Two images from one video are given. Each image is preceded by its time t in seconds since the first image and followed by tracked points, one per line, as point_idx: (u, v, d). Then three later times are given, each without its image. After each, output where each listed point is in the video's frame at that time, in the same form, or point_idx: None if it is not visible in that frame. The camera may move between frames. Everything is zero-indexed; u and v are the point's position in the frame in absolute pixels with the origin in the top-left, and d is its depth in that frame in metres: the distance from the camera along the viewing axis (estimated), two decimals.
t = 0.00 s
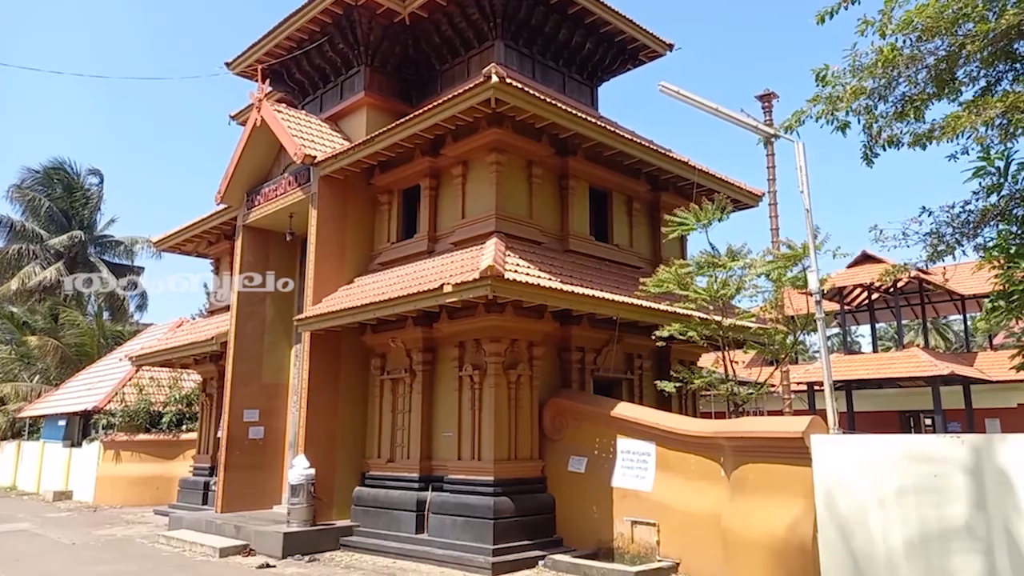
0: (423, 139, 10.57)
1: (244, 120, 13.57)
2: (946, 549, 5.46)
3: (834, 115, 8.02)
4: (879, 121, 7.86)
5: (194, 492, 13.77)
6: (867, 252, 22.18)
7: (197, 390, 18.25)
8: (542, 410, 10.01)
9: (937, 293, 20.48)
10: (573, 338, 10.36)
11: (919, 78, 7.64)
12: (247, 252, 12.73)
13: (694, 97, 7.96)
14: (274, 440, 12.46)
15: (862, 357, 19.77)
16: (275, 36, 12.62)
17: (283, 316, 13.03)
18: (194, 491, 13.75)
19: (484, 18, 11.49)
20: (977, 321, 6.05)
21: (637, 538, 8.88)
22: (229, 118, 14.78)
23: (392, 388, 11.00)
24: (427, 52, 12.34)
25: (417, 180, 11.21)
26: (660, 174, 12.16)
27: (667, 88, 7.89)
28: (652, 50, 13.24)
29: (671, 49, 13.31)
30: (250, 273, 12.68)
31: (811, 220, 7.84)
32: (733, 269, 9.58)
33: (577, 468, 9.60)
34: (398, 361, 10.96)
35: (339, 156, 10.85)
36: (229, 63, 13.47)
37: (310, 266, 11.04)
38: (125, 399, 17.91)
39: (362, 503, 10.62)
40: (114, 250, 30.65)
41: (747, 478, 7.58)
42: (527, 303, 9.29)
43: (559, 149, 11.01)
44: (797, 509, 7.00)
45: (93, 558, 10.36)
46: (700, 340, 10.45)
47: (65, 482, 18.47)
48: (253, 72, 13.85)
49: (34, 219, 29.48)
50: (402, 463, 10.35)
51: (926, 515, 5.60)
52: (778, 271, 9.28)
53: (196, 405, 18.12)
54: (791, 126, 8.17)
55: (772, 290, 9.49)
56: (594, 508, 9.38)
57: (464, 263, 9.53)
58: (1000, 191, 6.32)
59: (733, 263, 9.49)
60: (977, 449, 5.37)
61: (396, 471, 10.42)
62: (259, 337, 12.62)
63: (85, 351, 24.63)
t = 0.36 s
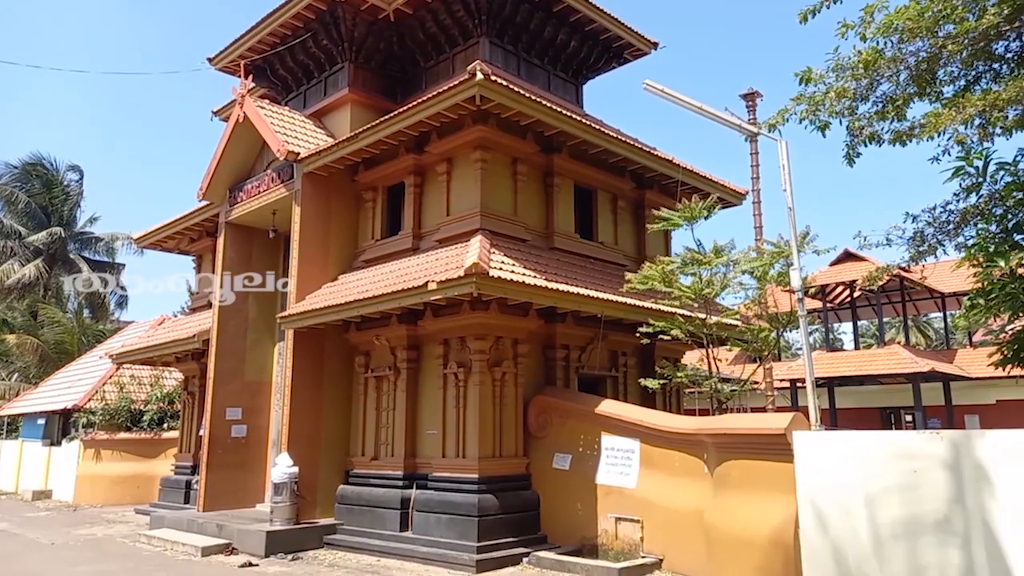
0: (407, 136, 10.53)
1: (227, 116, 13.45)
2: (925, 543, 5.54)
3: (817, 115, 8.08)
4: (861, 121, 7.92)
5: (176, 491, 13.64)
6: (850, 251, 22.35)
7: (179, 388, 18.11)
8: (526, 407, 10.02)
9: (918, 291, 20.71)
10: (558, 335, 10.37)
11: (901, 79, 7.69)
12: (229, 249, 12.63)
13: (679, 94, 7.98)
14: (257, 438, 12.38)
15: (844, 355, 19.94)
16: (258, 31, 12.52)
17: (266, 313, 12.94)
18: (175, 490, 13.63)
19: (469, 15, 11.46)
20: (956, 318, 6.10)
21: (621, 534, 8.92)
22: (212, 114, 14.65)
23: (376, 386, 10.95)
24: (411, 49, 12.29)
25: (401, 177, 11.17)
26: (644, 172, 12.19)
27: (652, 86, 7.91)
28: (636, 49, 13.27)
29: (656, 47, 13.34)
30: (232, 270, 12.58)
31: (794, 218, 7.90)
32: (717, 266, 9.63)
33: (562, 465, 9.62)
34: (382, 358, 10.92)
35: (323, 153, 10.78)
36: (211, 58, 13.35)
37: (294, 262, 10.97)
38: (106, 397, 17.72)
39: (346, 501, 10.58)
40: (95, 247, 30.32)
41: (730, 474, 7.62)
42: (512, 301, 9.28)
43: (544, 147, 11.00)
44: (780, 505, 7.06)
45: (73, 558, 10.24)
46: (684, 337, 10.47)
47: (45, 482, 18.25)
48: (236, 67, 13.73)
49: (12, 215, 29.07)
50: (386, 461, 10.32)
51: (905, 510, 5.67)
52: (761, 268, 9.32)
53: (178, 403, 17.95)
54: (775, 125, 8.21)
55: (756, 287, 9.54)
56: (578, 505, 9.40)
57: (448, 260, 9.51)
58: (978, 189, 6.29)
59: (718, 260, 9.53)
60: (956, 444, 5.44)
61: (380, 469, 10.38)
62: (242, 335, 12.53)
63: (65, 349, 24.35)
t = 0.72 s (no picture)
0: (390, 132, 10.47)
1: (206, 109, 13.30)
2: (900, 537, 5.63)
3: (798, 117, 8.15)
4: (841, 122, 8.00)
5: (153, 488, 13.50)
6: (829, 250, 22.58)
7: (156, 385, 17.94)
8: (507, 404, 10.02)
9: (895, 291, 20.97)
10: (539, 333, 10.38)
11: (880, 81, 7.77)
12: (208, 243, 12.50)
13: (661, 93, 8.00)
14: (236, 434, 12.27)
15: (822, 353, 20.14)
16: (239, 23, 12.38)
17: (245, 309, 12.83)
18: (152, 487, 13.48)
19: (452, 11, 11.42)
20: (931, 318, 6.15)
21: (600, 531, 8.95)
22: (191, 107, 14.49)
23: (357, 382, 10.90)
24: (394, 44, 12.23)
25: (383, 173, 11.11)
26: (627, 170, 12.22)
27: (634, 85, 7.92)
28: (620, 47, 13.29)
29: (639, 46, 13.38)
30: (212, 265, 12.46)
31: (774, 217, 7.97)
32: (698, 264, 9.68)
33: (543, 462, 9.63)
34: (363, 355, 10.87)
35: (304, 148, 10.70)
36: (191, 50, 13.19)
37: (274, 258, 10.88)
38: (81, 393, 17.50)
39: (325, 498, 10.52)
40: (72, 240, 29.92)
41: (708, 471, 7.68)
42: (494, 298, 9.27)
43: (527, 144, 11.00)
44: (757, 502, 7.13)
45: (47, 556, 10.09)
46: (664, 335, 10.49)
47: (18, 479, 17.99)
48: (216, 60, 13.58)
49: None
50: (366, 458, 10.27)
51: (881, 505, 5.75)
52: (740, 266, 9.39)
53: (155, 399, 17.76)
54: (755, 125, 8.27)
55: (736, 285, 9.60)
56: (558, 502, 9.42)
57: (430, 257, 9.48)
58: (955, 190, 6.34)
59: (699, 258, 9.59)
60: (932, 441, 5.52)
61: (360, 466, 10.33)
62: (221, 330, 12.42)
63: (40, 343, 23.99)
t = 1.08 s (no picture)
0: (373, 129, 10.42)
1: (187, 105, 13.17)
2: (877, 532, 5.69)
3: (779, 117, 8.21)
4: (821, 122, 8.07)
5: (131, 488, 13.35)
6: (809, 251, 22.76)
7: (135, 384, 17.77)
8: (490, 403, 10.01)
9: (875, 291, 21.21)
10: (523, 332, 10.39)
11: (860, 82, 7.83)
12: (189, 241, 12.39)
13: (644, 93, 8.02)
14: (216, 434, 12.16)
15: (803, 352, 20.32)
16: (220, 19, 12.27)
17: (226, 307, 12.72)
18: (131, 488, 13.34)
19: (436, 9, 11.39)
20: (908, 317, 6.19)
21: (583, 530, 8.98)
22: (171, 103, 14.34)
23: (339, 381, 10.84)
24: (378, 41, 12.18)
25: (366, 170, 11.06)
26: (610, 170, 12.25)
27: (618, 84, 7.94)
28: (604, 47, 13.33)
29: (623, 46, 13.42)
30: (192, 263, 12.34)
31: (755, 217, 8.03)
32: (680, 264, 9.73)
33: (525, 461, 9.64)
34: (345, 354, 10.81)
35: (286, 145, 10.62)
36: (171, 46, 13.05)
37: (255, 255, 10.79)
38: (59, 392, 17.31)
39: (306, 497, 10.46)
40: (50, 238, 29.55)
41: (690, 469, 7.71)
42: (477, 297, 9.25)
43: (511, 143, 10.99)
44: (737, 500, 7.17)
45: (22, 557, 9.94)
46: (647, 334, 10.53)
47: None
48: (196, 56, 13.44)
49: None
50: (348, 458, 10.23)
51: (860, 500, 5.81)
52: (720, 265, 9.46)
53: (134, 398, 17.57)
54: (736, 125, 8.32)
55: (717, 284, 9.66)
56: (541, 501, 9.43)
57: (413, 255, 9.45)
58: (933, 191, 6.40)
59: (680, 257, 9.64)
60: (910, 438, 5.61)
61: (342, 465, 10.28)
62: (201, 329, 12.30)
63: (16, 342, 23.66)
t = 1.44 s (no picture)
0: (356, 128, 10.37)
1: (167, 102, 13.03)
2: (856, 531, 5.74)
3: (760, 118, 8.27)
4: (802, 122, 8.13)
5: (110, 489, 13.19)
6: (791, 252, 22.94)
7: (114, 384, 17.59)
8: (474, 403, 10.00)
9: (855, 292, 21.42)
10: (506, 332, 10.38)
11: (841, 84, 7.88)
12: (169, 239, 12.28)
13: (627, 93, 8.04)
14: (197, 434, 12.04)
15: (784, 352, 20.48)
16: (201, 15, 12.15)
17: (207, 307, 12.59)
18: (109, 489, 13.17)
19: (420, 7, 11.35)
20: (888, 318, 6.24)
21: (566, 530, 8.99)
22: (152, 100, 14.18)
23: (321, 381, 10.77)
24: (361, 39, 12.11)
25: (349, 169, 11.01)
26: (594, 170, 12.27)
27: (601, 85, 7.96)
28: (588, 47, 13.35)
29: (607, 46, 13.45)
30: (172, 262, 12.23)
31: (737, 219, 8.08)
32: (663, 264, 9.76)
33: (508, 461, 9.63)
34: (327, 353, 10.75)
35: (268, 143, 10.54)
36: (151, 42, 12.90)
37: (236, 254, 10.68)
38: (35, 392, 17.06)
39: (288, 499, 10.40)
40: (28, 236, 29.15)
41: (672, 469, 7.74)
42: (460, 297, 9.23)
43: (495, 143, 10.98)
44: (719, 498, 7.21)
45: None
46: (630, 334, 10.56)
47: None
48: (177, 52, 13.30)
49: None
50: (330, 458, 10.16)
51: (839, 498, 5.85)
52: (701, 266, 9.50)
53: (112, 399, 17.36)
54: (719, 126, 8.37)
55: (699, 284, 9.71)
56: (523, 501, 9.43)
57: (396, 255, 9.41)
58: (913, 192, 6.45)
59: (662, 257, 9.67)
60: (890, 438, 5.65)
61: (324, 466, 10.22)
62: (182, 328, 12.17)
63: None
